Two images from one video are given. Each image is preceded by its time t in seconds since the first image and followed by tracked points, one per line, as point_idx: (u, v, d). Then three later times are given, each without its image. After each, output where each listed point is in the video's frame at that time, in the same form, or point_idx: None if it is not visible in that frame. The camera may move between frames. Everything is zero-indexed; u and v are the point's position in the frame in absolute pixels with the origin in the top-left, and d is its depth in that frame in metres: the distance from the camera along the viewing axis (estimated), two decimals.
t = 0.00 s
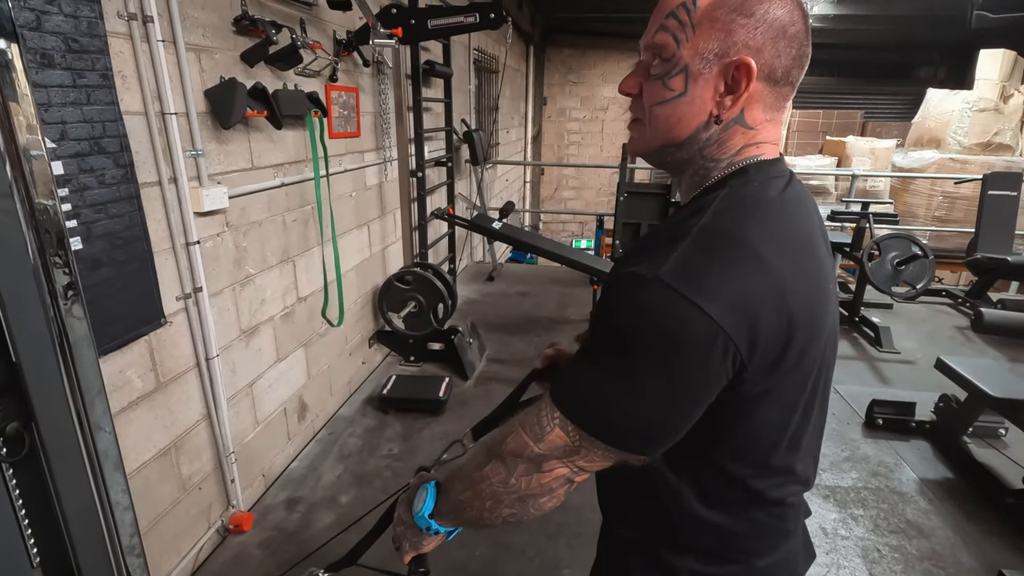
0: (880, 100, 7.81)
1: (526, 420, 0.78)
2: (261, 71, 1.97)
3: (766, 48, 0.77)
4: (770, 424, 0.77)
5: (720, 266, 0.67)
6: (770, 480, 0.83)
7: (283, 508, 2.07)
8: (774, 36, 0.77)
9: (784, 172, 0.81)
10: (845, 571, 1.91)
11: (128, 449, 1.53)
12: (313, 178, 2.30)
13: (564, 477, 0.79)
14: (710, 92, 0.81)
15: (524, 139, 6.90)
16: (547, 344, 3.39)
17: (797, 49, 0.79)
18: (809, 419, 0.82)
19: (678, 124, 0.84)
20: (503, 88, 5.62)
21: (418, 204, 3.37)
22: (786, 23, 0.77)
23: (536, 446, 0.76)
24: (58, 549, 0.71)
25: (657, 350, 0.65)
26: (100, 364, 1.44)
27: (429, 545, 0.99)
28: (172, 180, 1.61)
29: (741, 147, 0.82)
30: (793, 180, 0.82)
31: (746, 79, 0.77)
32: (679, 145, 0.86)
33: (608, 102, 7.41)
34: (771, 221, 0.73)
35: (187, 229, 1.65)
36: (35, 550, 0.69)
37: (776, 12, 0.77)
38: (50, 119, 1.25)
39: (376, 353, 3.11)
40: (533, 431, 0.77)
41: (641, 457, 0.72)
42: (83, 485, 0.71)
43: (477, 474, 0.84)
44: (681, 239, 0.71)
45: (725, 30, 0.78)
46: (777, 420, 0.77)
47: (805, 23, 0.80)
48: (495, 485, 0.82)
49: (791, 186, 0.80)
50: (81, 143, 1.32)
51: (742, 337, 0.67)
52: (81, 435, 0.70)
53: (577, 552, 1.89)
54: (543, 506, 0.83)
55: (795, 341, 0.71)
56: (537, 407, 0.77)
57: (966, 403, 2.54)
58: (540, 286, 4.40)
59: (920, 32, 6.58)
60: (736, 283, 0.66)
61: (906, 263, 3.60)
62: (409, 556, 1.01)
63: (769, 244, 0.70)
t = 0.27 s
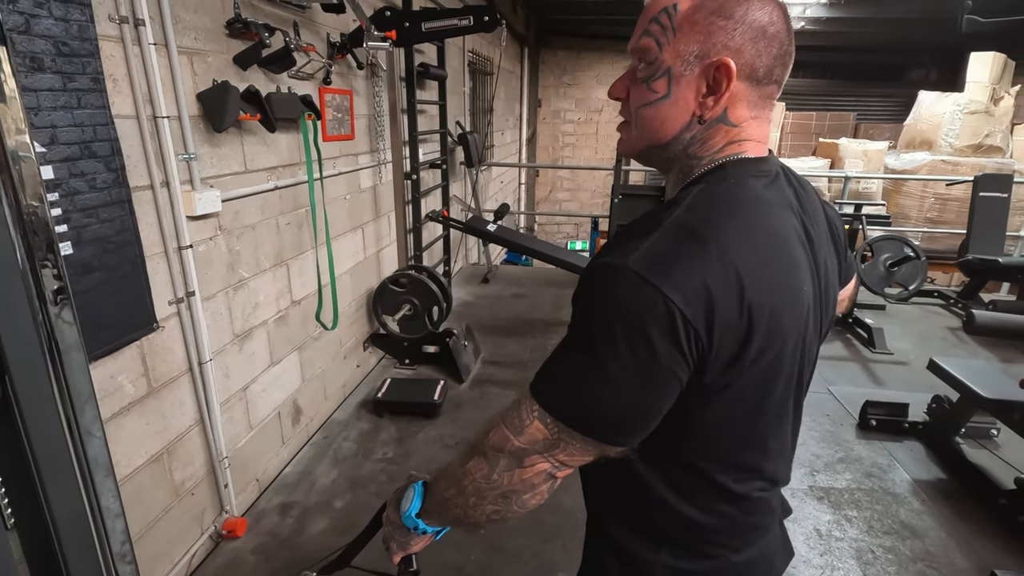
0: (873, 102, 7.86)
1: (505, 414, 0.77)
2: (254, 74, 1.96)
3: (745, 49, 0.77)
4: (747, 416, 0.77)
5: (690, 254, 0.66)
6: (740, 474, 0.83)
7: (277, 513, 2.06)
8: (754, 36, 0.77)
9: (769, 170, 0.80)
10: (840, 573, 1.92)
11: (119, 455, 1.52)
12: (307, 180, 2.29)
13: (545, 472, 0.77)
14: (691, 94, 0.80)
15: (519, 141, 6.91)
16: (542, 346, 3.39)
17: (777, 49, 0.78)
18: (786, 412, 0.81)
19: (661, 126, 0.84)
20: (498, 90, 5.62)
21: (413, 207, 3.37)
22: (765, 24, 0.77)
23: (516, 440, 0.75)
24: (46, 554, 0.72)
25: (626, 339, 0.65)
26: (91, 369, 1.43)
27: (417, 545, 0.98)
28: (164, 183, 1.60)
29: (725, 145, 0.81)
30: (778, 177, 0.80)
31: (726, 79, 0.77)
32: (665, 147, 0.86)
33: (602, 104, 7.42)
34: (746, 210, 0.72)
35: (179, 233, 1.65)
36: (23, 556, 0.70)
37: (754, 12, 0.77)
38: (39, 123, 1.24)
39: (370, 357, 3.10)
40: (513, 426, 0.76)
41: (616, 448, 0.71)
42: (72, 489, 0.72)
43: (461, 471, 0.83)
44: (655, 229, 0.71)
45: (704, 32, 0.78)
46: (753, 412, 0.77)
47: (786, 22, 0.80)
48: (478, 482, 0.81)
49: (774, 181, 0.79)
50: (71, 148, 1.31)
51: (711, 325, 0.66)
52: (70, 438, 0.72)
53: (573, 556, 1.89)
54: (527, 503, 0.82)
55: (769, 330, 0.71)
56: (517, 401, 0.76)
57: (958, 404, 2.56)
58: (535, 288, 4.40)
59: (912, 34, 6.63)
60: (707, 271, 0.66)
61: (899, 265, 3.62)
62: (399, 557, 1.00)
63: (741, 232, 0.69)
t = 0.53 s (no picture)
0: (862, 103, 7.92)
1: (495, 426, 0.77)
2: (246, 77, 1.95)
3: (729, 54, 0.76)
4: (737, 422, 0.77)
5: (678, 263, 0.66)
6: (730, 482, 0.83)
7: (271, 519, 2.05)
8: (739, 42, 0.76)
9: (755, 177, 0.80)
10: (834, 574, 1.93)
11: (110, 463, 1.50)
12: (300, 184, 2.28)
13: (538, 486, 0.77)
14: (676, 99, 0.80)
15: (512, 143, 6.91)
16: (536, 348, 3.39)
17: (762, 55, 0.78)
18: (775, 417, 0.81)
19: (647, 131, 0.84)
20: (491, 92, 5.62)
21: (407, 209, 3.36)
22: (750, 31, 0.77)
23: (507, 454, 0.75)
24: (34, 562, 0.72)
25: (614, 349, 0.65)
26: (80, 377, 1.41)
27: (410, 555, 0.98)
28: (155, 188, 1.59)
29: (709, 151, 0.81)
30: (763, 184, 0.81)
31: (711, 85, 0.77)
32: (651, 152, 0.86)
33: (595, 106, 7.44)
34: (733, 216, 0.72)
35: (171, 237, 1.63)
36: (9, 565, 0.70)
37: (740, 17, 0.76)
38: (28, 128, 1.22)
39: (364, 360, 3.08)
40: (504, 440, 0.75)
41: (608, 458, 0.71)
42: (61, 498, 0.72)
43: (453, 484, 0.83)
44: (643, 237, 0.70)
45: (689, 39, 0.77)
46: (743, 418, 0.77)
47: (771, 27, 0.80)
48: (469, 495, 0.81)
49: (760, 188, 0.79)
50: (61, 152, 1.30)
51: (701, 334, 0.66)
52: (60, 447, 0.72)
53: (568, 560, 1.89)
54: (519, 516, 0.81)
55: (758, 338, 0.71)
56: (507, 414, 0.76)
57: (950, 404, 2.58)
58: (529, 290, 4.40)
59: (901, 37, 6.69)
60: (694, 279, 0.65)
61: (890, 266, 3.65)
62: (392, 566, 1.00)
63: (729, 240, 0.69)
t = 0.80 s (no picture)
0: (853, 106, 7.99)
1: (514, 460, 0.77)
2: (242, 79, 1.93)
3: (743, 70, 0.76)
4: (760, 448, 0.77)
5: (705, 297, 0.66)
6: (760, 505, 0.83)
7: (269, 526, 2.03)
8: (754, 57, 0.76)
9: (763, 195, 0.81)
10: None
11: (106, 471, 1.48)
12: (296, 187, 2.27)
13: (559, 517, 0.78)
14: (686, 114, 0.79)
15: (506, 145, 6.90)
16: (533, 351, 3.39)
17: (774, 71, 0.78)
18: (797, 439, 0.81)
19: (654, 145, 0.83)
20: (485, 94, 5.62)
21: (402, 212, 3.34)
22: (765, 45, 0.76)
23: (528, 489, 0.75)
24: (32, 571, 0.72)
25: (646, 386, 0.64)
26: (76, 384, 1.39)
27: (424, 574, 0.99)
28: (151, 193, 1.57)
29: (718, 168, 0.81)
30: (771, 202, 0.82)
31: (723, 102, 0.76)
32: (656, 166, 0.85)
33: (589, 107, 7.45)
34: (756, 246, 0.72)
35: (167, 242, 1.61)
36: None
37: (756, 31, 0.76)
38: (23, 132, 1.21)
39: (360, 364, 3.07)
40: (524, 474, 0.75)
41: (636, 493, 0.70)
42: (61, 505, 0.72)
43: (470, 515, 0.82)
44: (666, 268, 0.70)
45: (702, 52, 0.76)
46: (766, 442, 0.77)
47: (785, 40, 0.79)
48: (489, 527, 0.81)
49: (770, 208, 0.80)
50: (57, 157, 1.28)
51: (730, 367, 0.66)
52: (59, 455, 0.71)
53: (569, 565, 1.88)
54: (539, 543, 0.82)
55: (783, 367, 0.71)
56: (526, 447, 0.75)
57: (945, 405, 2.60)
58: (525, 292, 4.40)
59: (892, 40, 6.74)
60: (722, 313, 0.65)
61: (883, 268, 3.67)
62: None
63: (754, 271, 0.69)
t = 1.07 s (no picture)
0: (844, 108, 8.06)
1: (541, 473, 0.76)
2: (242, 81, 1.92)
3: (765, 85, 0.77)
4: (789, 466, 0.78)
5: (742, 316, 0.67)
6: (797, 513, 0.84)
7: (269, 530, 2.02)
8: (776, 72, 0.77)
9: (783, 210, 0.83)
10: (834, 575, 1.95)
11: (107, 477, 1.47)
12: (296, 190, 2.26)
13: (586, 530, 0.78)
14: (708, 131, 0.80)
15: (501, 147, 6.91)
16: (531, 353, 3.39)
17: (793, 83, 0.79)
18: (823, 458, 0.83)
19: (673, 163, 0.83)
20: (479, 96, 5.62)
21: (400, 213, 3.33)
22: (784, 58, 0.77)
23: (556, 503, 0.75)
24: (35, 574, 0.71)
25: (684, 404, 0.65)
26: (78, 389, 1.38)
27: None
28: (152, 195, 1.56)
29: (740, 183, 0.82)
30: (790, 215, 0.83)
31: (746, 119, 0.77)
32: (676, 183, 0.84)
33: (583, 109, 7.47)
34: (787, 266, 0.73)
35: (168, 245, 1.60)
36: (10, 574, 0.70)
37: (776, 44, 0.77)
38: (26, 135, 1.19)
39: (359, 367, 3.06)
40: (552, 488, 0.75)
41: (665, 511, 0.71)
42: (66, 509, 0.72)
43: (495, 529, 0.82)
44: (700, 286, 0.71)
45: (723, 69, 0.77)
46: (797, 459, 0.78)
47: (803, 51, 0.80)
48: (515, 542, 0.80)
49: (791, 223, 0.81)
50: (58, 160, 1.27)
51: (766, 387, 0.67)
52: (65, 459, 0.71)
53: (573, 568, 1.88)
54: (564, 556, 0.82)
55: (814, 388, 0.72)
56: (555, 461, 0.75)
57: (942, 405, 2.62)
58: (522, 294, 4.40)
59: (883, 43, 6.81)
60: (758, 332, 0.67)
61: (878, 269, 3.71)
62: None
63: (787, 291, 0.71)
